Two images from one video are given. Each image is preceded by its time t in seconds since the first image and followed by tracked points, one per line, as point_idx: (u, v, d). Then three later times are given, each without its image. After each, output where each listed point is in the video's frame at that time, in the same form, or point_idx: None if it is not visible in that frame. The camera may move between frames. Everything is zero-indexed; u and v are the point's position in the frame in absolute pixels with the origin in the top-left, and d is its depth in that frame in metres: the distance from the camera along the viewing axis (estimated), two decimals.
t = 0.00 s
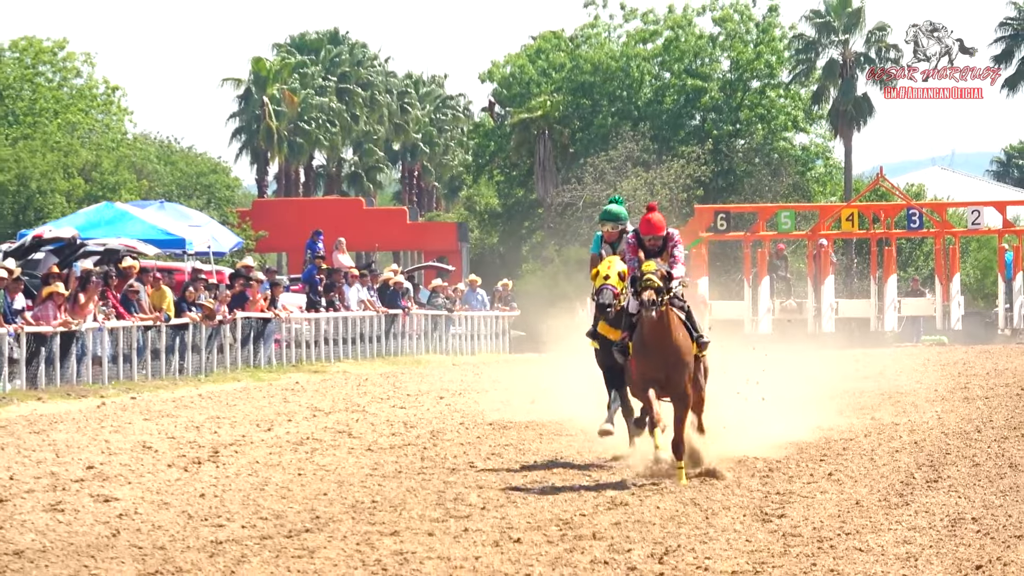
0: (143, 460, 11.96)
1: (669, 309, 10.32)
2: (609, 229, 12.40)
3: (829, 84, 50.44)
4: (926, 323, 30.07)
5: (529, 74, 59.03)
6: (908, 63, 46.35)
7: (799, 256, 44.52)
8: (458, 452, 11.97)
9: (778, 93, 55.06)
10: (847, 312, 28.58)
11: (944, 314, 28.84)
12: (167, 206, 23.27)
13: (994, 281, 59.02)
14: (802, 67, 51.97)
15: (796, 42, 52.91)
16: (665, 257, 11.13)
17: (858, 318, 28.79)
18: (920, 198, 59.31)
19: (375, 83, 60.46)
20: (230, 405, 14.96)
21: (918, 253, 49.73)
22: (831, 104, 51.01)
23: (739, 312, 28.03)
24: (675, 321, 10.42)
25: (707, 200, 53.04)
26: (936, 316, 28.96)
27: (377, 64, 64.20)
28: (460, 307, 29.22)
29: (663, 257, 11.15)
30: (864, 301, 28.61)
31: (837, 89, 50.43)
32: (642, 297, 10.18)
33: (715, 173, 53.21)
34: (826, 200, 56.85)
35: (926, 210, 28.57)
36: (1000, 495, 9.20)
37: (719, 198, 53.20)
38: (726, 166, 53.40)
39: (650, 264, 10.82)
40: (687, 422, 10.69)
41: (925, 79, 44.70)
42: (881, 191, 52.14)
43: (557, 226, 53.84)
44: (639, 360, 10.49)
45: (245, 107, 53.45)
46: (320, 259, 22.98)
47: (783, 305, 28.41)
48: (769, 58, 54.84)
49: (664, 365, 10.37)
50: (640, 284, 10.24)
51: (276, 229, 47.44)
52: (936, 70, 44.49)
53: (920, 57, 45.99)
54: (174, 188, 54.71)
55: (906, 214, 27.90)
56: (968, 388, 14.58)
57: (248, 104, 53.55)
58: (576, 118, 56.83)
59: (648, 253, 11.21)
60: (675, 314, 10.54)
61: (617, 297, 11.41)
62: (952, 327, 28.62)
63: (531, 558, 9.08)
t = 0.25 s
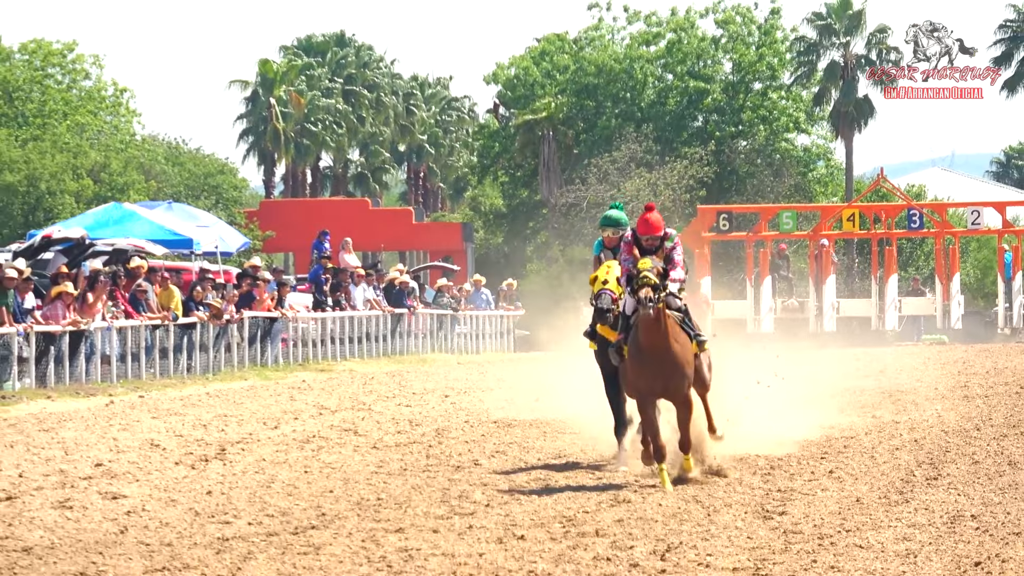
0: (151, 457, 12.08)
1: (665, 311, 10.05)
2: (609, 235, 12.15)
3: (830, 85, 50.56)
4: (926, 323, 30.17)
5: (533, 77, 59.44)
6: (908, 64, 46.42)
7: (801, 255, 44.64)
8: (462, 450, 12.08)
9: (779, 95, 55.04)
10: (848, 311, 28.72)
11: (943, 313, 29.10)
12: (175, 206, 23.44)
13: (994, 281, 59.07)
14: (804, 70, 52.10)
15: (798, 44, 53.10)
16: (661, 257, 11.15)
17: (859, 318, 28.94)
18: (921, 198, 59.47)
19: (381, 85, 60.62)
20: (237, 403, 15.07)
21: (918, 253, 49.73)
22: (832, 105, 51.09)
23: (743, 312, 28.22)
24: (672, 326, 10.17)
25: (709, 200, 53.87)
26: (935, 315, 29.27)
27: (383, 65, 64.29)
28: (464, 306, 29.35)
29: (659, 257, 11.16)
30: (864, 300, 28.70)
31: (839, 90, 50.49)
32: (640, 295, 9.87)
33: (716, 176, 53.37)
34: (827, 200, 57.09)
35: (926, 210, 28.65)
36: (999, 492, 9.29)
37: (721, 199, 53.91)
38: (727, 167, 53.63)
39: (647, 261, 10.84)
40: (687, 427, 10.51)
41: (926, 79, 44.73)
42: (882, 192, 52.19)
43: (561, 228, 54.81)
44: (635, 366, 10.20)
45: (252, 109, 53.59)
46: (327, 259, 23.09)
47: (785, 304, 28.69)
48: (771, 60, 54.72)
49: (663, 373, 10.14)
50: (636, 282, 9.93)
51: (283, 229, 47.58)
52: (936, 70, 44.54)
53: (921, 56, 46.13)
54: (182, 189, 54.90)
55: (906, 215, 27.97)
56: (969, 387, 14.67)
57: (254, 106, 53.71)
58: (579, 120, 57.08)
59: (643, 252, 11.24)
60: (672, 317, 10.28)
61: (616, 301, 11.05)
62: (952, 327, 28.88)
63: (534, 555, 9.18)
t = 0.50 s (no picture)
0: (158, 456, 12.19)
1: (661, 310, 10.08)
2: (609, 241, 12.24)
3: (831, 88, 50.67)
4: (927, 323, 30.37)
5: (538, 79, 59.01)
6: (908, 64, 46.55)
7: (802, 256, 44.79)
8: (467, 449, 12.19)
9: (781, 97, 55.33)
10: (850, 311, 28.72)
11: (944, 313, 29.18)
12: (184, 207, 23.57)
13: (994, 282, 59.17)
14: (806, 73, 52.12)
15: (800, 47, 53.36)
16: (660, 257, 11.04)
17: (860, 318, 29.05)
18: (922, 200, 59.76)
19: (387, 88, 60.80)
20: (244, 403, 15.19)
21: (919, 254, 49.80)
22: (833, 108, 51.31)
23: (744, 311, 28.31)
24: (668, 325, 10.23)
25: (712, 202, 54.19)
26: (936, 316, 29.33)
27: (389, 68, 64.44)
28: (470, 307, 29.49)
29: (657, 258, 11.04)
30: (865, 300, 28.76)
31: (840, 93, 50.72)
32: (637, 293, 9.82)
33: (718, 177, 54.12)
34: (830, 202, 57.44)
35: (927, 212, 28.75)
36: (998, 491, 9.38)
37: (724, 200, 54.13)
38: (730, 169, 54.26)
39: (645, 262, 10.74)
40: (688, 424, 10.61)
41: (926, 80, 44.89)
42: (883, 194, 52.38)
43: (565, 229, 54.66)
44: (633, 368, 10.29)
45: (259, 111, 53.78)
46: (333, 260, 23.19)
47: (787, 305, 28.80)
48: (773, 64, 55.03)
49: (660, 374, 10.23)
50: (634, 281, 9.89)
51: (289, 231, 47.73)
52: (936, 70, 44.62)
53: (920, 57, 46.29)
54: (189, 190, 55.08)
55: (906, 217, 28.10)
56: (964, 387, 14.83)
57: (262, 108, 53.84)
58: (584, 122, 57.45)
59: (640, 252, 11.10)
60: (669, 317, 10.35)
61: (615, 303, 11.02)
62: (951, 327, 28.95)
63: (537, 553, 9.30)
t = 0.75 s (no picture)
0: (169, 454, 12.31)
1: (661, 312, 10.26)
2: (609, 239, 12.32)
3: (836, 90, 51.38)
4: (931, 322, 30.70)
5: (545, 81, 59.68)
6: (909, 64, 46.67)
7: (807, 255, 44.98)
8: (475, 446, 12.31)
9: (787, 98, 56.49)
10: (853, 310, 28.72)
11: (947, 312, 29.22)
12: (195, 207, 23.69)
13: (997, 281, 59.27)
14: (810, 74, 52.76)
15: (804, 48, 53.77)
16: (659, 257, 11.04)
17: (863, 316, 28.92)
18: (924, 199, 60.22)
19: (396, 90, 61.02)
20: (254, 401, 15.31)
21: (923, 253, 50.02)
22: (837, 109, 51.66)
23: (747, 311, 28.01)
24: (666, 325, 10.36)
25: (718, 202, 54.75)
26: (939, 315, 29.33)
27: (399, 70, 64.62)
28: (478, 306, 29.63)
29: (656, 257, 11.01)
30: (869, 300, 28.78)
31: (844, 94, 51.22)
32: (636, 296, 9.99)
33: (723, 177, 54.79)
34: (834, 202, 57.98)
35: (930, 212, 28.82)
36: (1000, 487, 9.46)
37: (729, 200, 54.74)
38: (736, 170, 55.07)
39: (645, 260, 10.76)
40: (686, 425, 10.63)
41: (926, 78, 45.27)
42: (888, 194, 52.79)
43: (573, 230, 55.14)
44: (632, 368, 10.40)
45: (270, 112, 53.72)
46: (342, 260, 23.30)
47: (792, 304, 28.14)
48: (778, 65, 56.31)
49: (659, 374, 10.31)
50: (633, 284, 10.07)
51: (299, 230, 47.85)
52: (937, 69, 44.69)
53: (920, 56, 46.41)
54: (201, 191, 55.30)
55: (910, 216, 28.19)
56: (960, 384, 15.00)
57: (272, 109, 53.79)
58: (590, 123, 58.33)
59: (639, 251, 11.09)
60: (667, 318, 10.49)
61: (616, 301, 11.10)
62: (954, 326, 28.97)
63: (544, 549, 9.42)
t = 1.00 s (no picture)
0: (177, 453, 12.40)
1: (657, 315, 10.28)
2: (607, 234, 12.34)
3: (838, 92, 51.64)
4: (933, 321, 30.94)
5: (551, 84, 60.40)
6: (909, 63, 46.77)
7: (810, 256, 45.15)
8: (479, 446, 12.43)
9: (789, 100, 56.77)
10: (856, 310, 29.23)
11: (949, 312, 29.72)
12: (203, 209, 23.85)
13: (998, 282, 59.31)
14: (813, 76, 53.18)
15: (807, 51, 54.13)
16: (654, 258, 10.94)
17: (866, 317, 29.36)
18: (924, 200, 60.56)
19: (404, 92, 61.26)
20: (261, 400, 15.41)
21: (924, 254, 50.55)
22: (840, 112, 52.15)
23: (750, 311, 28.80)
24: (662, 325, 10.38)
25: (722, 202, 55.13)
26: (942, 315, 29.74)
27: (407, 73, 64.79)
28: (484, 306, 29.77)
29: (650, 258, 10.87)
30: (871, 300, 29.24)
31: (847, 96, 51.52)
32: (630, 301, 9.94)
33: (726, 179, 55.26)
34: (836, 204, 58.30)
35: (932, 212, 29.04)
36: (999, 486, 9.52)
37: (732, 201, 55.11)
38: (739, 171, 55.51)
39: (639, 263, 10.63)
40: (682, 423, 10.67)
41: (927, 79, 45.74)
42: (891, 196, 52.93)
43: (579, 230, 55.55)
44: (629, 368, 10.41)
45: (278, 115, 54.15)
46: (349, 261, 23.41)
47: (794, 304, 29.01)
48: (781, 67, 56.57)
49: (656, 371, 10.35)
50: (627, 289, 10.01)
51: (309, 232, 48.03)
52: (937, 70, 44.73)
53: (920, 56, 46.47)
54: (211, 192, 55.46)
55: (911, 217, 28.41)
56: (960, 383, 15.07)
57: (281, 112, 54.13)
58: (596, 125, 58.49)
59: (634, 251, 10.94)
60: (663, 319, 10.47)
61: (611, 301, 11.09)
62: (956, 326, 29.45)
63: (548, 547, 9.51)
